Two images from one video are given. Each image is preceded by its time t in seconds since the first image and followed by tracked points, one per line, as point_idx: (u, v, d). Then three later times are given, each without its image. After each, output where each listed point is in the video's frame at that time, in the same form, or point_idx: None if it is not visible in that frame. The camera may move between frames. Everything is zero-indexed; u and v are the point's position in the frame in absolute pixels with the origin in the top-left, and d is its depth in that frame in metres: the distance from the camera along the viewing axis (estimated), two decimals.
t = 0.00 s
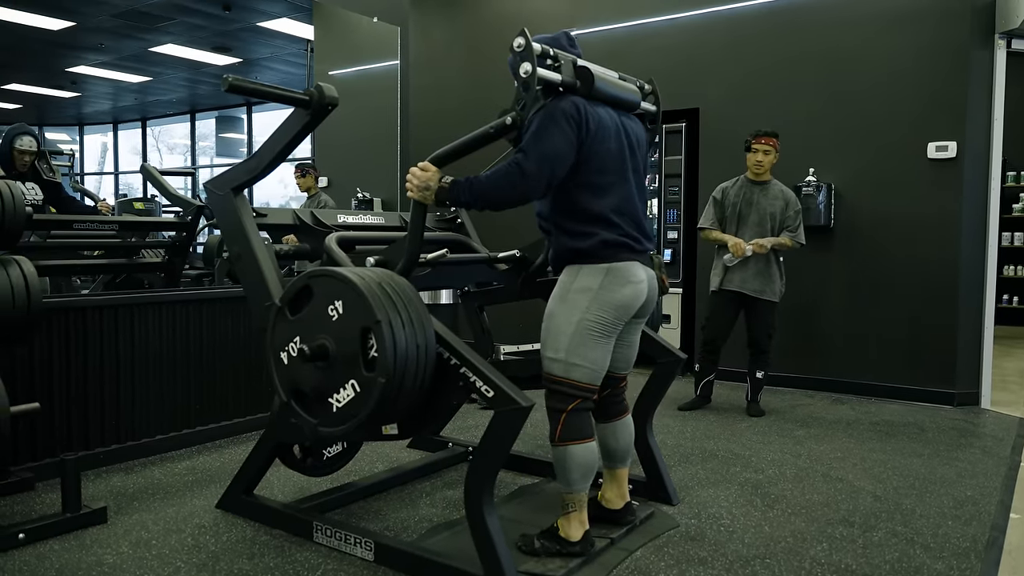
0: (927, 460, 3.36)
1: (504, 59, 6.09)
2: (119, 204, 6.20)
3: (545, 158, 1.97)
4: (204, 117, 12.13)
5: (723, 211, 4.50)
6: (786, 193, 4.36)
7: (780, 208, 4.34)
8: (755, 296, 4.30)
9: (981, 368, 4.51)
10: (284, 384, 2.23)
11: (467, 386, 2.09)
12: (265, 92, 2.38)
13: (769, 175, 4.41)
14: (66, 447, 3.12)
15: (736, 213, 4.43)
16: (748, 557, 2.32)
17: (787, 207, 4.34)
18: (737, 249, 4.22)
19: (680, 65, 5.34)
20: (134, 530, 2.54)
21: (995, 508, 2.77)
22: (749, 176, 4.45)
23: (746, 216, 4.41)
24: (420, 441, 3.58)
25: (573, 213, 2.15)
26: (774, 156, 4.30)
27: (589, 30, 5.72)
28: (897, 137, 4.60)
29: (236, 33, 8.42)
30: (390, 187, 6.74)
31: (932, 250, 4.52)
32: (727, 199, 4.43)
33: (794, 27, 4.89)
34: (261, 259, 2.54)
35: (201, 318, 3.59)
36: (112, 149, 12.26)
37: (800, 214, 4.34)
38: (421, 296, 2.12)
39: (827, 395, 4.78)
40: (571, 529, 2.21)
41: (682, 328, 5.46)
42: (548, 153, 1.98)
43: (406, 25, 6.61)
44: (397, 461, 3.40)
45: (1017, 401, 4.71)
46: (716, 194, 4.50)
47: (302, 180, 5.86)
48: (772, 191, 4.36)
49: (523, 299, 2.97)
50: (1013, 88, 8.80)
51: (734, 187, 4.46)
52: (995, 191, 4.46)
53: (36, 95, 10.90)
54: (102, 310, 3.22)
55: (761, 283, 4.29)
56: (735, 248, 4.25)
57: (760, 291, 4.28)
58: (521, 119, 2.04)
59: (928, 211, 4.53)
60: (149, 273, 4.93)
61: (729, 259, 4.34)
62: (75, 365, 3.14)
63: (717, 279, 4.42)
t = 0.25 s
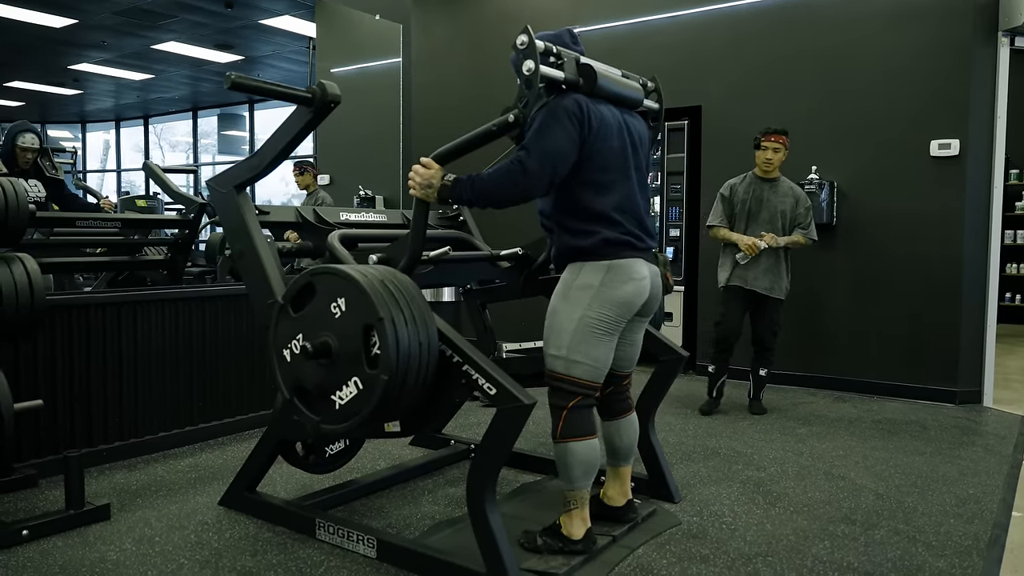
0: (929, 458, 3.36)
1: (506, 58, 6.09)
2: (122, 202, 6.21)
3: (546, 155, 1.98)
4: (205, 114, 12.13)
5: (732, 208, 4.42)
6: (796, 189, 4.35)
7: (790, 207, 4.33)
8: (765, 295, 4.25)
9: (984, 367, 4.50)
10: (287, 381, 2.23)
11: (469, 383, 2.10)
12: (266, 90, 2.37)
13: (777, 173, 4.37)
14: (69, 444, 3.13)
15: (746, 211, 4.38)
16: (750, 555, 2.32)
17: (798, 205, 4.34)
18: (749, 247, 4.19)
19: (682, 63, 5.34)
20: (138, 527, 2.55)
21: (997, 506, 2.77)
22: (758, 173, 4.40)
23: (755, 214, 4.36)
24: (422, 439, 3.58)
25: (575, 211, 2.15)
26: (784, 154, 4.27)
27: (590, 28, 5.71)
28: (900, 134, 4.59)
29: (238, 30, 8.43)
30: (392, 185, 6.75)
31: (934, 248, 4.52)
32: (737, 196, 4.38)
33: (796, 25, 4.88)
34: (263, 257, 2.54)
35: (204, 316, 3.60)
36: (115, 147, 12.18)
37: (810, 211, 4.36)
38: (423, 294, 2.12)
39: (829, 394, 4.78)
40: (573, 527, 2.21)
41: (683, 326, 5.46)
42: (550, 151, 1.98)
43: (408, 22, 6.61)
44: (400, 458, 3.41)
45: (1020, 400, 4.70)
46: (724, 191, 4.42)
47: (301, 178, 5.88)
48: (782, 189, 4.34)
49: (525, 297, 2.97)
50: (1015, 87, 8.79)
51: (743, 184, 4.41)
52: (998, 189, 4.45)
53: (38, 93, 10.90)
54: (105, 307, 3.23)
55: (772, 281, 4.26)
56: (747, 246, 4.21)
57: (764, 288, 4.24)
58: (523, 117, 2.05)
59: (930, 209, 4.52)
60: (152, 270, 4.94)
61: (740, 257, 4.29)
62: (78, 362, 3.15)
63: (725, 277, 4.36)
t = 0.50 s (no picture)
0: (930, 458, 3.36)
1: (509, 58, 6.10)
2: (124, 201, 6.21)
3: (548, 157, 1.98)
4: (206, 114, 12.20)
5: (735, 206, 4.39)
6: (797, 190, 4.36)
7: (793, 208, 4.33)
8: (768, 296, 4.24)
9: (985, 367, 4.50)
10: (289, 381, 2.23)
11: (471, 381, 2.10)
12: (269, 90, 2.40)
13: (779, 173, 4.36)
14: (71, 443, 3.13)
15: (750, 211, 4.36)
16: (752, 554, 2.32)
17: (799, 206, 4.34)
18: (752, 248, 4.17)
19: (683, 62, 5.34)
20: (140, 526, 2.55)
21: (999, 506, 2.78)
22: (759, 172, 4.38)
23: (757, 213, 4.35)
24: (424, 438, 3.58)
25: (578, 211, 2.15)
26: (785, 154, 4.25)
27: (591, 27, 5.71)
28: (901, 134, 4.59)
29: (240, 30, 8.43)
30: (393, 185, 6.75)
31: (935, 248, 4.52)
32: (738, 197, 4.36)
33: (797, 25, 4.88)
34: (265, 256, 2.55)
35: (205, 314, 3.60)
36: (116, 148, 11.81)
37: (811, 213, 4.36)
38: (425, 294, 2.12)
39: (831, 393, 4.78)
40: (575, 526, 2.22)
41: (685, 325, 5.47)
42: (552, 152, 1.98)
43: (410, 22, 6.61)
44: (401, 457, 3.41)
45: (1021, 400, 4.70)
46: (726, 190, 4.38)
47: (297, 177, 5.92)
48: (784, 189, 4.33)
49: (527, 297, 2.97)
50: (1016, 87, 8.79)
51: (743, 183, 4.38)
52: (1000, 189, 4.45)
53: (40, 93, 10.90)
54: (107, 305, 3.23)
55: (776, 282, 4.24)
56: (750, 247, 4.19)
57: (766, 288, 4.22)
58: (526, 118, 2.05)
59: (932, 209, 4.52)
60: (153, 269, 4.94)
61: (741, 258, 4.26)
62: (80, 361, 3.16)
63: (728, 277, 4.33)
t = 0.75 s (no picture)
0: (932, 458, 3.36)
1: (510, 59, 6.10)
2: (126, 201, 6.21)
3: (553, 176, 1.99)
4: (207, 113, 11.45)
5: (737, 211, 4.37)
6: (795, 188, 4.37)
7: (793, 206, 4.34)
8: (774, 297, 4.23)
9: (986, 367, 4.50)
10: (287, 393, 2.26)
11: (472, 382, 2.10)
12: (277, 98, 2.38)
13: (774, 172, 4.37)
14: (74, 443, 3.14)
15: (752, 213, 4.34)
16: (753, 554, 2.33)
17: (799, 203, 4.36)
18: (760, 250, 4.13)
19: (685, 62, 5.34)
20: (141, 526, 2.55)
21: (1000, 506, 2.78)
22: (754, 173, 4.38)
23: (756, 214, 4.34)
24: (425, 438, 3.58)
25: (589, 229, 2.15)
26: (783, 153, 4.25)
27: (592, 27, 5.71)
28: (902, 134, 4.59)
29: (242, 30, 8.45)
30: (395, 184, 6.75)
31: (937, 248, 4.52)
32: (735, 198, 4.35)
33: (798, 25, 4.89)
34: (267, 258, 2.56)
35: (207, 315, 3.61)
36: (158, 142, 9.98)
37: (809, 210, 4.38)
38: (423, 309, 2.13)
39: (832, 393, 4.78)
40: (576, 526, 2.22)
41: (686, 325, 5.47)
42: (557, 171, 1.99)
43: (412, 22, 6.62)
44: (402, 457, 3.42)
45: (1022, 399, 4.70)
46: (724, 193, 4.37)
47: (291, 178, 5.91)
48: (783, 188, 4.34)
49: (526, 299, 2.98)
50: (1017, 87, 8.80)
51: (741, 185, 4.37)
52: (1001, 189, 4.45)
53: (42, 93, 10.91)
54: (109, 306, 3.24)
55: (779, 283, 4.24)
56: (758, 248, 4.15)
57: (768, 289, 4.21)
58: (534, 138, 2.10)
59: (933, 208, 4.52)
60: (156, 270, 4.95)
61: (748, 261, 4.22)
62: (82, 361, 3.16)
63: (731, 280, 4.30)
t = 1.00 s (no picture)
0: (932, 458, 3.36)
1: (512, 60, 6.11)
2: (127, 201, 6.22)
3: (559, 213, 2.00)
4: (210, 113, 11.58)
5: (736, 213, 4.37)
6: (792, 182, 4.37)
7: (792, 201, 4.34)
8: (777, 298, 4.23)
9: (987, 368, 4.50)
10: (276, 409, 2.27)
11: (474, 383, 2.09)
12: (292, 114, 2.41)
13: (770, 169, 4.35)
14: (75, 442, 3.15)
15: (751, 215, 4.34)
16: (754, 554, 2.32)
17: (798, 198, 4.35)
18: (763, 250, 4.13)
19: (686, 63, 5.34)
20: (143, 525, 2.56)
21: (1001, 506, 2.78)
22: (750, 172, 4.37)
23: (755, 215, 4.33)
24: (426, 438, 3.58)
25: (601, 264, 2.15)
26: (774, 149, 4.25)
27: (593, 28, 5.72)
28: (904, 134, 4.59)
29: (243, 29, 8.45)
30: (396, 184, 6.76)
31: (938, 248, 4.51)
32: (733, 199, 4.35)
33: (799, 25, 4.89)
34: (270, 260, 2.57)
35: (208, 315, 3.61)
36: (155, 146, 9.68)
37: (807, 202, 4.38)
38: (417, 340, 2.17)
39: (833, 394, 4.77)
40: (576, 525, 2.22)
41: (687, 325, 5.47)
42: (563, 209, 2.00)
43: (413, 22, 6.62)
44: (403, 457, 3.42)
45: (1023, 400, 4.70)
46: (721, 194, 4.37)
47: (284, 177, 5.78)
48: (780, 184, 4.33)
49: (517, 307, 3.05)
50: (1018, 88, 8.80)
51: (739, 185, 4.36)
52: (1002, 190, 4.45)
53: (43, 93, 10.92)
54: (111, 305, 3.24)
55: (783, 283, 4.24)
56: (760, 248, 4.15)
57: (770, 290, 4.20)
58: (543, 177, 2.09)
59: (934, 209, 4.52)
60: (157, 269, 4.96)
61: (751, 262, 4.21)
62: (83, 361, 3.16)
63: (736, 283, 4.28)
